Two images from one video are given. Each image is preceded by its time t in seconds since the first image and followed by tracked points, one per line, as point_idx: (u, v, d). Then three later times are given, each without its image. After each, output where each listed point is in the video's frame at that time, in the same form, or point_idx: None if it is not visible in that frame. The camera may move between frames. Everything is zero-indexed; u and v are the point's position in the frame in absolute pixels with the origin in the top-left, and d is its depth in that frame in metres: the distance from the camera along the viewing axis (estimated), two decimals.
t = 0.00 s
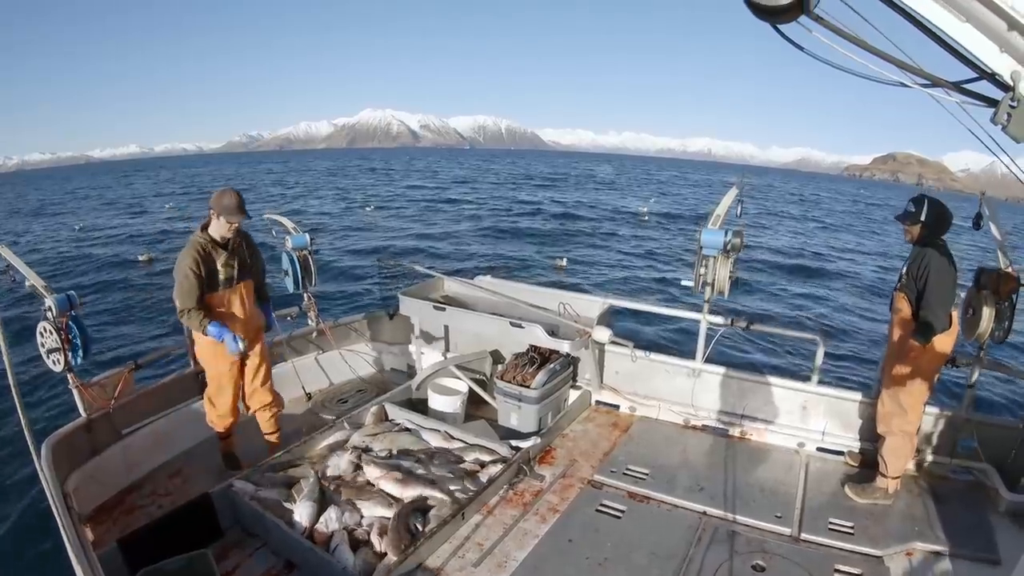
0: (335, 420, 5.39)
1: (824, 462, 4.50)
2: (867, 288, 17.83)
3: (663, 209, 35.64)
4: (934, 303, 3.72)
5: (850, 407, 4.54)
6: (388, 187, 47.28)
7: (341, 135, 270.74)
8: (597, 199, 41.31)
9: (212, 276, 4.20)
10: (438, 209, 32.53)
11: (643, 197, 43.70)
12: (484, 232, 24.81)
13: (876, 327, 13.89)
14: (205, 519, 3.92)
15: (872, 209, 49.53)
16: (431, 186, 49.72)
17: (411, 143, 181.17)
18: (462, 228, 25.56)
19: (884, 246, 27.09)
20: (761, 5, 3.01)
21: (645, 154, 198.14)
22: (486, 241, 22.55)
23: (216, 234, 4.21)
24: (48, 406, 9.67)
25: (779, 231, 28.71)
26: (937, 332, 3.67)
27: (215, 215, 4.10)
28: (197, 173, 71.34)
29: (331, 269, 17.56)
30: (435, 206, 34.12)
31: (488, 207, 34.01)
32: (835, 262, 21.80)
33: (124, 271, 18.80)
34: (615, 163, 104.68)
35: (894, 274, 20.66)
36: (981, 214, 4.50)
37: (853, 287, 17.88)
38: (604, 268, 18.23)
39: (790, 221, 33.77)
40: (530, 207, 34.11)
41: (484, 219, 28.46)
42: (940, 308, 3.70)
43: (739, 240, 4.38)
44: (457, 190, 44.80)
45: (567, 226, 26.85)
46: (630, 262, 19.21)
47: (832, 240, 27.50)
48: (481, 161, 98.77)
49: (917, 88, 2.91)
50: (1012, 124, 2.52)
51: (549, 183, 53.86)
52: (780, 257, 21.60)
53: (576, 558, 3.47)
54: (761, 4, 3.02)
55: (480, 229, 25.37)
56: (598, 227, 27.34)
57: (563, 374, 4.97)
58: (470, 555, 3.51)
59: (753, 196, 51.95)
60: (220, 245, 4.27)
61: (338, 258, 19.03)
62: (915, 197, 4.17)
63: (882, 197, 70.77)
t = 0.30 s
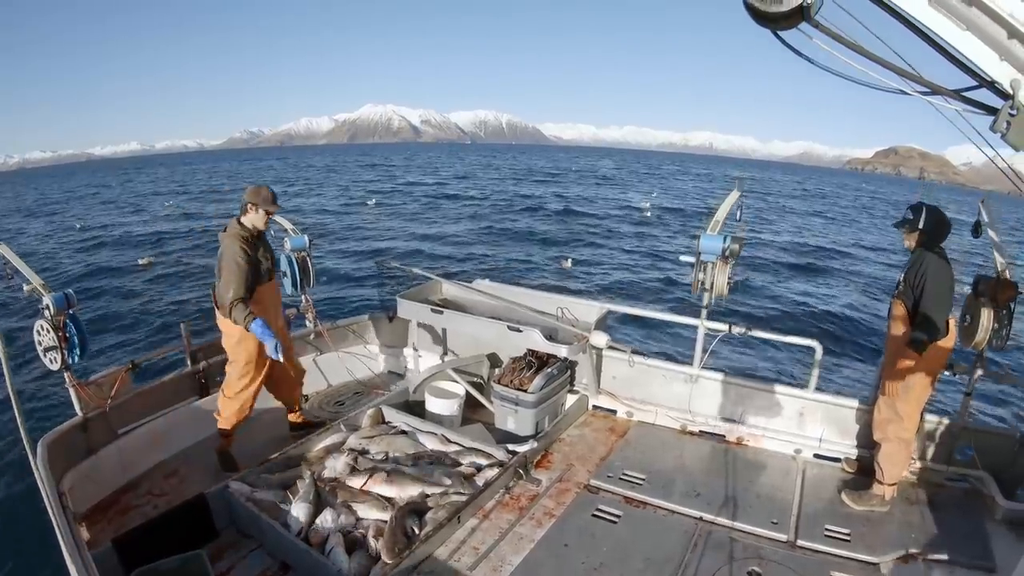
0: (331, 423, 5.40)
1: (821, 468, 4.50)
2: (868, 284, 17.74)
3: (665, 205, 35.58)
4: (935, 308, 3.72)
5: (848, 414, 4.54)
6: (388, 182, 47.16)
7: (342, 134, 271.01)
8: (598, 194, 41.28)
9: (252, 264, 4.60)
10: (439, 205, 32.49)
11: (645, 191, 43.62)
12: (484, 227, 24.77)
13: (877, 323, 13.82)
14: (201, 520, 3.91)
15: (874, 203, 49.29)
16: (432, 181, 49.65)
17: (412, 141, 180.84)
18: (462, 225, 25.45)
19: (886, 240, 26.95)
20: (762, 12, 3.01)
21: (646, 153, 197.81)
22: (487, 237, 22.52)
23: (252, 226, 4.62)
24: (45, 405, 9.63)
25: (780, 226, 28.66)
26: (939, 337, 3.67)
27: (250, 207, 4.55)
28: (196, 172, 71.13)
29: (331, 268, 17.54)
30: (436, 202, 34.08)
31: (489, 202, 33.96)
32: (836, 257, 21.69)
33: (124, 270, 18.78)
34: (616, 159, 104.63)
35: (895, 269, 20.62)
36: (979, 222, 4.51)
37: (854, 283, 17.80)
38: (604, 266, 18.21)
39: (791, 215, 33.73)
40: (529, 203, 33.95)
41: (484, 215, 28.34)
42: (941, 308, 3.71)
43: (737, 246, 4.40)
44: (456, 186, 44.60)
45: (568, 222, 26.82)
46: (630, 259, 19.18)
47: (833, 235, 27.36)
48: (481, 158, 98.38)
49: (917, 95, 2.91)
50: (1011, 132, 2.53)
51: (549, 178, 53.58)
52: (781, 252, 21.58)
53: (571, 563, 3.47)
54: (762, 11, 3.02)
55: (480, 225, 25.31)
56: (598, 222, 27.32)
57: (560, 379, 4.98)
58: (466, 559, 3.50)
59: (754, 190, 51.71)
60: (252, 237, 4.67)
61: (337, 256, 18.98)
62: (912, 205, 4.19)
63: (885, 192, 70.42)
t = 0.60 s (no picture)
0: (330, 424, 5.40)
1: (819, 473, 4.50)
2: (870, 277, 17.65)
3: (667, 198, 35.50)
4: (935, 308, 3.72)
5: (846, 418, 4.54)
6: (389, 178, 47.06)
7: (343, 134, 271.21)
8: (600, 188, 41.20)
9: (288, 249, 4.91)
10: (440, 201, 32.46)
11: (646, 185, 43.54)
12: (485, 223, 24.73)
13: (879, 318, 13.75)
14: (197, 521, 3.90)
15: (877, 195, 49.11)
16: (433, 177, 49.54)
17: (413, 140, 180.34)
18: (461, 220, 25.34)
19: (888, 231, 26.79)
20: (763, 17, 3.02)
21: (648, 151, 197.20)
22: (488, 233, 22.48)
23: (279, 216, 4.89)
24: (44, 404, 9.61)
25: (781, 219, 28.62)
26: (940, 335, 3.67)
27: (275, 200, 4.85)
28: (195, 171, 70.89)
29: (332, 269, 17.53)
30: (437, 197, 34.04)
31: (490, 198, 33.93)
32: (838, 250, 21.56)
33: (126, 269, 18.78)
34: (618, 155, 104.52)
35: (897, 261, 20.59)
36: (979, 228, 4.51)
37: (856, 276, 17.71)
38: (605, 262, 18.18)
39: (793, 208, 33.64)
40: (529, 198, 33.87)
41: (483, 210, 28.24)
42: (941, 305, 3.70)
43: (735, 250, 4.41)
44: (455, 181, 44.47)
45: (570, 217, 26.76)
46: (631, 254, 19.13)
47: (835, 227, 27.23)
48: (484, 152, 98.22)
49: (917, 100, 2.92)
50: (1011, 136, 2.54)
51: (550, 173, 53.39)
52: (782, 246, 21.53)
53: (569, 566, 3.46)
54: (763, 16, 3.03)
55: (481, 221, 25.27)
56: (600, 217, 27.25)
57: (558, 382, 4.98)
58: (463, 562, 3.49)
59: (756, 183, 51.36)
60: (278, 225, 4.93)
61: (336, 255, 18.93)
62: (909, 210, 4.19)
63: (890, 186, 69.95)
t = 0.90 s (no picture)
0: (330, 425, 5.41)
1: (820, 474, 4.49)
2: (872, 269, 17.59)
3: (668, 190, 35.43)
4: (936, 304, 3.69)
5: (846, 420, 4.53)
6: (390, 174, 47.03)
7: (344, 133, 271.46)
8: (601, 181, 41.14)
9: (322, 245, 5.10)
10: (441, 196, 32.45)
11: (647, 178, 43.49)
12: (487, 218, 24.71)
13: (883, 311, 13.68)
14: (198, 521, 3.91)
15: (879, 186, 48.85)
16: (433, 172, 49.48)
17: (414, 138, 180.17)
18: (462, 217, 25.28)
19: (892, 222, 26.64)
20: (763, 17, 3.01)
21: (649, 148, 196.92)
22: (488, 228, 22.46)
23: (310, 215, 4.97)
24: (46, 404, 9.61)
25: (783, 210, 28.56)
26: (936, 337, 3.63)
27: (305, 201, 4.87)
28: (196, 171, 70.84)
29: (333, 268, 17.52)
30: (438, 192, 34.03)
31: (491, 192, 33.89)
32: (840, 241, 21.43)
33: (128, 268, 18.81)
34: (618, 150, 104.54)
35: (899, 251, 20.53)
36: (980, 230, 4.50)
37: (858, 268, 17.61)
38: (607, 256, 18.17)
39: (795, 199, 33.55)
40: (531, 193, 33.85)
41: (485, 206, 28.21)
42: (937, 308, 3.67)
43: (737, 252, 4.41)
44: (456, 177, 44.36)
45: (571, 211, 26.73)
46: (633, 248, 19.10)
47: (837, 218, 27.07)
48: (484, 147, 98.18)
49: (918, 101, 2.91)
50: (1012, 138, 2.54)
51: (551, 168, 53.22)
52: (784, 237, 21.48)
53: (569, 568, 3.45)
54: (763, 17, 3.02)
55: (482, 216, 25.25)
56: (601, 210, 27.20)
57: (559, 383, 4.98)
58: (463, 563, 3.49)
59: (758, 175, 51.13)
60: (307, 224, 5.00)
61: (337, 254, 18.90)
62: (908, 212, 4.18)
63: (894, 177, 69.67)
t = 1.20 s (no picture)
0: (332, 422, 5.42)
1: (822, 472, 4.49)
2: (874, 263, 17.58)
3: (669, 186, 35.41)
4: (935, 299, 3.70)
5: (849, 417, 4.53)
6: (391, 171, 47.02)
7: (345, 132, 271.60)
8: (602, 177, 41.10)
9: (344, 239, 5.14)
10: (442, 193, 32.44)
11: (648, 174, 43.47)
12: (488, 214, 24.73)
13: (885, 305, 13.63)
14: (200, 518, 3.92)
15: (882, 179, 48.69)
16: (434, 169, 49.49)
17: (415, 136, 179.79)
18: (463, 213, 25.26)
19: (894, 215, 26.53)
20: (766, 14, 3.01)
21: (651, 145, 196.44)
22: (490, 225, 22.48)
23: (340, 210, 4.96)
24: (51, 402, 9.65)
25: (785, 205, 28.53)
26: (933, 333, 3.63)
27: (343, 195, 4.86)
28: (198, 170, 70.89)
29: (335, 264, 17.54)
30: (438, 189, 34.05)
31: (492, 189, 33.89)
32: (843, 235, 21.36)
33: (129, 267, 18.84)
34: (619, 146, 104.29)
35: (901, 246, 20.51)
36: (983, 226, 4.49)
37: (861, 261, 17.56)
38: (608, 252, 18.17)
39: (796, 193, 33.50)
40: (532, 188, 33.87)
41: (486, 202, 28.22)
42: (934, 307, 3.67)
43: (739, 249, 4.40)
44: (457, 173, 44.30)
45: (573, 207, 26.73)
46: (634, 243, 19.10)
47: (840, 211, 26.96)
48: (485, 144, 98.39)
49: (921, 99, 2.91)
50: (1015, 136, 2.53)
51: (552, 165, 53.19)
52: (786, 231, 21.46)
53: (571, 565, 3.46)
54: (766, 14, 3.02)
55: (483, 212, 25.27)
56: (602, 206, 27.19)
57: (562, 380, 4.99)
58: (466, 560, 3.49)
59: (760, 169, 51.00)
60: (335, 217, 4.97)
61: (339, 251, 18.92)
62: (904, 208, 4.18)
63: (897, 170, 69.42)
